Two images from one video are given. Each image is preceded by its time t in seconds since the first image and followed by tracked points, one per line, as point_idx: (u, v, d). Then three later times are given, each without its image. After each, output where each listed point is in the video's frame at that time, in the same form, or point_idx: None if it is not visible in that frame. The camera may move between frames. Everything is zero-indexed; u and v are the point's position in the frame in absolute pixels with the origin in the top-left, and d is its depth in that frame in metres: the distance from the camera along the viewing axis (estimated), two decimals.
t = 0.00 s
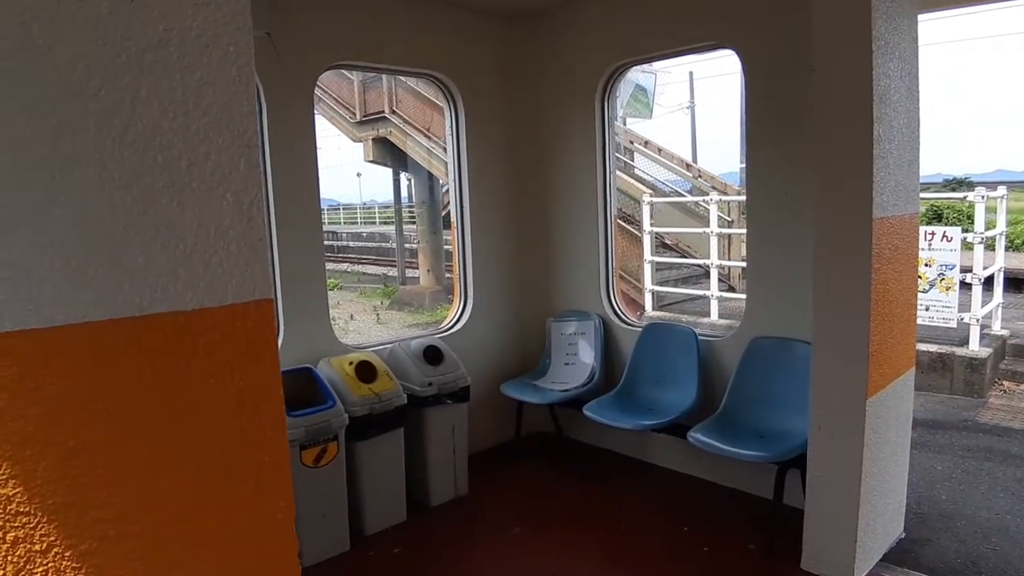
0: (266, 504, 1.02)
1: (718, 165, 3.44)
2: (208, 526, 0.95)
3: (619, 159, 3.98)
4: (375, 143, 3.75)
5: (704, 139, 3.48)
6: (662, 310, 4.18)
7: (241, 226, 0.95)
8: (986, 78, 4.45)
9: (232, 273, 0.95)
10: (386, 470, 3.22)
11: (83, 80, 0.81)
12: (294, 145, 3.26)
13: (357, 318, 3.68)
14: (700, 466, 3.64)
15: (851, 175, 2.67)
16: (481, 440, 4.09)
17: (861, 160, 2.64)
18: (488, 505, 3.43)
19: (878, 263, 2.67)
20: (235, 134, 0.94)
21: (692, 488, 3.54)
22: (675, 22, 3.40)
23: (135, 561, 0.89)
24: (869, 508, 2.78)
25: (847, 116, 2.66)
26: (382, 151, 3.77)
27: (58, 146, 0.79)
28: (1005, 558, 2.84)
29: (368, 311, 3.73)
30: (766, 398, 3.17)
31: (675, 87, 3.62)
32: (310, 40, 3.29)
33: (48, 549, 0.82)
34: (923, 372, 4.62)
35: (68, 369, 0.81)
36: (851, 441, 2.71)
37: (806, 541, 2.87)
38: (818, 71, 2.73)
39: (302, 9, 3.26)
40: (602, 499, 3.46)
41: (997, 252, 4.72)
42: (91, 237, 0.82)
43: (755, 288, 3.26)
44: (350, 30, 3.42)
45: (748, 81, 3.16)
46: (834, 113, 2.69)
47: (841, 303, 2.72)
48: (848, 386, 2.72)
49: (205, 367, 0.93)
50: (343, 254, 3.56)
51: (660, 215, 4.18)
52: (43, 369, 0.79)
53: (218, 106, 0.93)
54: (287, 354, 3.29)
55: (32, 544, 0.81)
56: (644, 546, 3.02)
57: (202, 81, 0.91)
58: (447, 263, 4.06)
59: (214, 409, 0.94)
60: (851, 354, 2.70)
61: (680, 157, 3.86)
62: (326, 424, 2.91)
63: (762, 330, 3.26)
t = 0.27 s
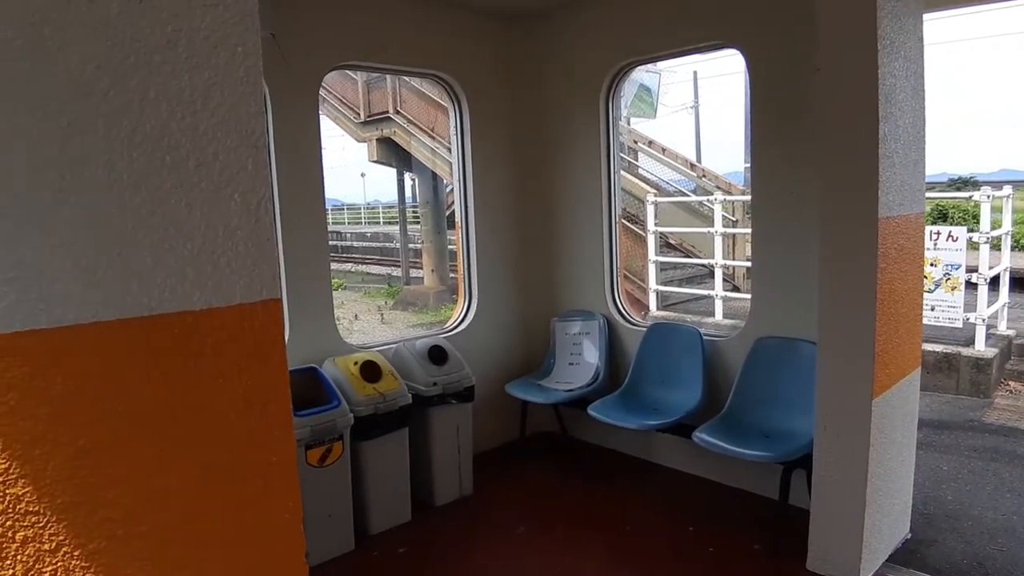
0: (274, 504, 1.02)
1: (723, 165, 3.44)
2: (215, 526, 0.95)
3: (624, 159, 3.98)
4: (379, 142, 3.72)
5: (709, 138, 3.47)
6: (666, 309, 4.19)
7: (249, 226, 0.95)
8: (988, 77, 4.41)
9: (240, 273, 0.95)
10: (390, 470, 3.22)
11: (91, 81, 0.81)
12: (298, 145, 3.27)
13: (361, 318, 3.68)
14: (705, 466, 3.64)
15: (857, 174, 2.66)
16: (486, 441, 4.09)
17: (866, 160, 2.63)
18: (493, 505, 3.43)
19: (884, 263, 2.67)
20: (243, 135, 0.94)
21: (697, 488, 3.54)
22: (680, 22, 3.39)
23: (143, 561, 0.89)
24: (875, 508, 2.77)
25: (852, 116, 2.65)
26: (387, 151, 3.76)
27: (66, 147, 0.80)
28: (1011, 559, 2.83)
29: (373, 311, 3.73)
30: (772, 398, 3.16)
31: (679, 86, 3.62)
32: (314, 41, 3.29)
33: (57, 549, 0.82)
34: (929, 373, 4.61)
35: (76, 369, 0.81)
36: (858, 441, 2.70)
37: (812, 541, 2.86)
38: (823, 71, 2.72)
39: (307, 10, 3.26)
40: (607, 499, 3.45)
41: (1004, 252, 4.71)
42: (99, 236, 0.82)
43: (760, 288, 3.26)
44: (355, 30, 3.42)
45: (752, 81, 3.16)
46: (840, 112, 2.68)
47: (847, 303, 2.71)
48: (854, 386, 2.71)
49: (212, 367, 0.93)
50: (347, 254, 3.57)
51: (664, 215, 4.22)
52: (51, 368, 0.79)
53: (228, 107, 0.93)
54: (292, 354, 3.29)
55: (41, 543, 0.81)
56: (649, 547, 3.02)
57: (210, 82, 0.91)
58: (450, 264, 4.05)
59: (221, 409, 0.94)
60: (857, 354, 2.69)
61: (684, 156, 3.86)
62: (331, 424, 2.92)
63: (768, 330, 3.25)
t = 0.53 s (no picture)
0: (279, 503, 1.02)
1: (725, 165, 3.44)
2: (221, 526, 0.95)
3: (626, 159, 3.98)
4: (382, 142, 3.71)
5: (712, 138, 3.47)
6: (668, 309, 4.19)
7: (254, 227, 0.96)
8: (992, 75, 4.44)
9: (245, 273, 0.95)
10: (393, 470, 3.23)
11: (96, 82, 0.81)
12: (302, 146, 3.27)
13: (364, 318, 3.68)
14: (708, 466, 3.64)
15: (860, 174, 2.66)
16: (488, 441, 4.09)
17: (869, 159, 2.63)
18: (496, 505, 3.43)
19: (887, 262, 2.66)
20: (248, 136, 0.94)
21: (700, 488, 3.54)
22: (682, 22, 3.40)
23: (148, 561, 0.89)
24: (878, 508, 2.77)
25: (855, 115, 2.65)
26: (389, 151, 3.75)
27: (71, 148, 0.80)
28: (1015, 558, 2.83)
29: (375, 311, 3.73)
30: (775, 398, 3.16)
31: (682, 84, 3.61)
32: (317, 41, 3.29)
33: (63, 549, 0.83)
34: (932, 372, 4.61)
35: (82, 370, 0.81)
36: (862, 441, 2.70)
37: (815, 540, 2.86)
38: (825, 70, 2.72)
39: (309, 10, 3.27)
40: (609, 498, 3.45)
41: (1007, 252, 4.71)
42: (103, 237, 0.83)
43: (763, 288, 3.26)
44: (357, 30, 3.43)
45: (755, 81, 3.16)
46: (842, 111, 2.68)
47: (849, 303, 2.71)
48: (857, 386, 2.71)
49: (217, 367, 0.93)
50: (350, 253, 3.56)
51: (666, 214, 4.21)
52: (57, 369, 0.79)
53: (233, 109, 0.93)
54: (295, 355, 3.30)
55: (47, 544, 0.82)
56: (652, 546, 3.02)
57: (214, 83, 0.91)
58: (453, 263, 4.06)
59: (227, 409, 0.94)
60: (860, 353, 2.69)
61: (686, 156, 3.86)
62: (336, 424, 2.92)
63: (771, 329, 3.25)
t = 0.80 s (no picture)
0: (282, 504, 1.02)
1: (727, 165, 3.44)
2: (223, 526, 0.95)
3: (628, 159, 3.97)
4: (384, 142, 3.73)
5: (714, 137, 3.47)
6: (670, 309, 4.22)
7: (256, 228, 0.96)
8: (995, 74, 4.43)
9: (248, 272, 0.95)
10: (395, 470, 3.22)
11: (100, 83, 0.81)
12: (303, 146, 3.27)
13: (365, 318, 3.68)
14: (710, 465, 3.64)
15: (863, 174, 2.65)
16: (490, 441, 4.09)
17: (871, 159, 2.63)
18: (498, 505, 3.43)
19: (890, 262, 2.66)
20: (251, 136, 0.94)
21: (702, 487, 3.54)
22: (684, 22, 3.39)
23: (152, 562, 0.89)
24: (881, 508, 2.76)
25: (857, 115, 2.64)
26: (391, 151, 3.76)
27: (74, 149, 0.80)
28: (1018, 558, 2.82)
29: (377, 311, 3.73)
30: (777, 398, 3.16)
31: (684, 84, 3.60)
32: (319, 42, 3.29)
33: (66, 550, 0.83)
34: (934, 371, 4.60)
35: (85, 370, 0.81)
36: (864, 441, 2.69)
37: (818, 540, 2.85)
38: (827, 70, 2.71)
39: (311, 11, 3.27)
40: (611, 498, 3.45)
41: (1010, 251, 4.70)
42: (107, 238, 0.82)
43: (765, 288, 3.25)
44: (359, 31, 3.43)
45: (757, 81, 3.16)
46: (845, 111, 2.67)
47: (852, 302, 2.71)
48: (860, 386, 2.70)
49: (220, 368, 0.92)
50: (351, 254, 3.54)
51: (669, 214, 4.24)
52: (60, 370, 0.79)
53: (236, 109, 0.93)
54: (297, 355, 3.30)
55: (51, 545, 0.81)
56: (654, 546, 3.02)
57: (218, 84, 0.91)
58: (455, 263, 4.07)
59: (229, 410, 0.94)
60: (862, 353, 2.69)
61: (688, 155, 3.85)
62: (337, 424, 2.91)
63: (773, 329, 3.25)
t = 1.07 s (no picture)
0: (285, 504, 1.01)
1: (728, 165, 3.44)
2: (227, 525, 0.95)
3: (629, 159, 3.97)
4: (385, 143, 3.73)
5: (715, 137, 3.47)
6: (671, 309, 4.21)
7: (259, 228, 0.95)
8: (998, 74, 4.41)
9: (251, 271, 0.94)
10: (397, 471, 3.22)
11: (102, 83, 0.81)
12: (304, 147, 3.27)
13: (367, 318, 3.68)
14: (712, 466, 3.63)
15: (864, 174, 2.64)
16: (492, 441, 4.09)
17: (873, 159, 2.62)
18: (500, 505, 3.42)
19: (892, 262, 2.65)
20: (254, 136, 0.94)
21: (704, 488, 3.53)
22: (685, 22, 3.39)
23: (155, 562, 0.89)
24: (884, 509, 2.75)
25: (859, 115, 2.64)
26: (392, 151, 3.76)
27: (77, 149, 0.79)
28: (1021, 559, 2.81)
29: (378, 311, 3.73)
30: (779, 398, 3.15)
31: (685, 84, 3.60)
32: (320, 42, 3.29)
33: (70, 550, 0.82)
34: (937, 372, 4.59)
35: (88, 370, 0.81)
36: (867, 441, 2.68)
37: (820, 540, 2.84)
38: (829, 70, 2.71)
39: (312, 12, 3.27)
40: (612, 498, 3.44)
41: (1013, 251, 4.70)
42: (109, 238, 0.82)
43: (767, 288, 3.24)
44: (360, 31, 3.42)
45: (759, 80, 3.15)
46: (847, 111, 2.66)
47: (854, 302, 2.70)
48: (862, 386, 2.69)
49: (223, 367, 0.92)
50: (352, 254, 3.54)
51: (670, 214, 4.22)
52: (64, 370, 0.79)
53: (239, 109, 0.92)
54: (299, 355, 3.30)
55: (54, 545, 0.81)
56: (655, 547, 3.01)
57: (220, 83, 0.90)
58: (455, 263, 4.06)
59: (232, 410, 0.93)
60: (864, 353, 2.68)
61: (689, 155, 3.85)
62: (337, 424, 2.90)
63: (775, 329, 3.24)
